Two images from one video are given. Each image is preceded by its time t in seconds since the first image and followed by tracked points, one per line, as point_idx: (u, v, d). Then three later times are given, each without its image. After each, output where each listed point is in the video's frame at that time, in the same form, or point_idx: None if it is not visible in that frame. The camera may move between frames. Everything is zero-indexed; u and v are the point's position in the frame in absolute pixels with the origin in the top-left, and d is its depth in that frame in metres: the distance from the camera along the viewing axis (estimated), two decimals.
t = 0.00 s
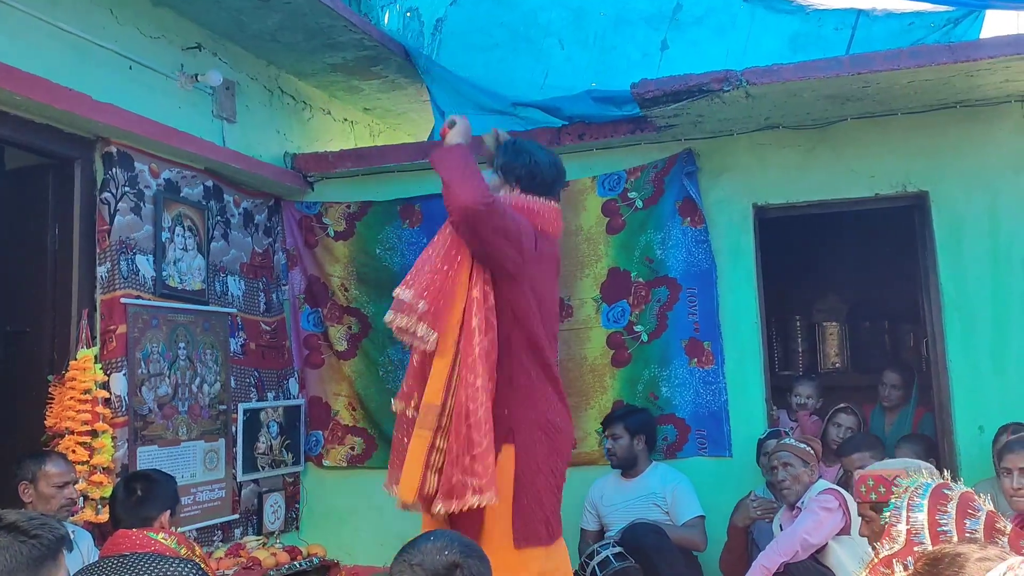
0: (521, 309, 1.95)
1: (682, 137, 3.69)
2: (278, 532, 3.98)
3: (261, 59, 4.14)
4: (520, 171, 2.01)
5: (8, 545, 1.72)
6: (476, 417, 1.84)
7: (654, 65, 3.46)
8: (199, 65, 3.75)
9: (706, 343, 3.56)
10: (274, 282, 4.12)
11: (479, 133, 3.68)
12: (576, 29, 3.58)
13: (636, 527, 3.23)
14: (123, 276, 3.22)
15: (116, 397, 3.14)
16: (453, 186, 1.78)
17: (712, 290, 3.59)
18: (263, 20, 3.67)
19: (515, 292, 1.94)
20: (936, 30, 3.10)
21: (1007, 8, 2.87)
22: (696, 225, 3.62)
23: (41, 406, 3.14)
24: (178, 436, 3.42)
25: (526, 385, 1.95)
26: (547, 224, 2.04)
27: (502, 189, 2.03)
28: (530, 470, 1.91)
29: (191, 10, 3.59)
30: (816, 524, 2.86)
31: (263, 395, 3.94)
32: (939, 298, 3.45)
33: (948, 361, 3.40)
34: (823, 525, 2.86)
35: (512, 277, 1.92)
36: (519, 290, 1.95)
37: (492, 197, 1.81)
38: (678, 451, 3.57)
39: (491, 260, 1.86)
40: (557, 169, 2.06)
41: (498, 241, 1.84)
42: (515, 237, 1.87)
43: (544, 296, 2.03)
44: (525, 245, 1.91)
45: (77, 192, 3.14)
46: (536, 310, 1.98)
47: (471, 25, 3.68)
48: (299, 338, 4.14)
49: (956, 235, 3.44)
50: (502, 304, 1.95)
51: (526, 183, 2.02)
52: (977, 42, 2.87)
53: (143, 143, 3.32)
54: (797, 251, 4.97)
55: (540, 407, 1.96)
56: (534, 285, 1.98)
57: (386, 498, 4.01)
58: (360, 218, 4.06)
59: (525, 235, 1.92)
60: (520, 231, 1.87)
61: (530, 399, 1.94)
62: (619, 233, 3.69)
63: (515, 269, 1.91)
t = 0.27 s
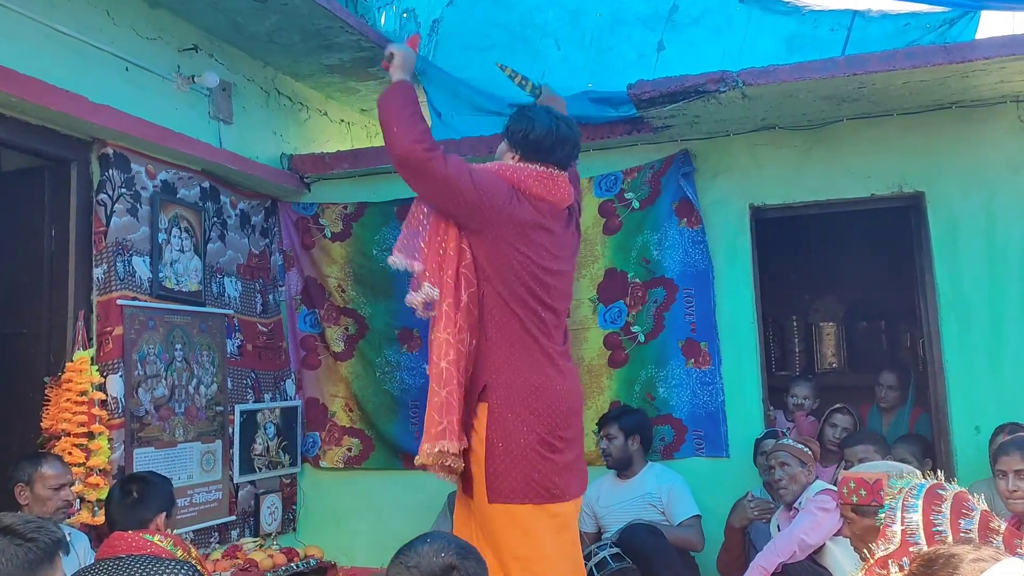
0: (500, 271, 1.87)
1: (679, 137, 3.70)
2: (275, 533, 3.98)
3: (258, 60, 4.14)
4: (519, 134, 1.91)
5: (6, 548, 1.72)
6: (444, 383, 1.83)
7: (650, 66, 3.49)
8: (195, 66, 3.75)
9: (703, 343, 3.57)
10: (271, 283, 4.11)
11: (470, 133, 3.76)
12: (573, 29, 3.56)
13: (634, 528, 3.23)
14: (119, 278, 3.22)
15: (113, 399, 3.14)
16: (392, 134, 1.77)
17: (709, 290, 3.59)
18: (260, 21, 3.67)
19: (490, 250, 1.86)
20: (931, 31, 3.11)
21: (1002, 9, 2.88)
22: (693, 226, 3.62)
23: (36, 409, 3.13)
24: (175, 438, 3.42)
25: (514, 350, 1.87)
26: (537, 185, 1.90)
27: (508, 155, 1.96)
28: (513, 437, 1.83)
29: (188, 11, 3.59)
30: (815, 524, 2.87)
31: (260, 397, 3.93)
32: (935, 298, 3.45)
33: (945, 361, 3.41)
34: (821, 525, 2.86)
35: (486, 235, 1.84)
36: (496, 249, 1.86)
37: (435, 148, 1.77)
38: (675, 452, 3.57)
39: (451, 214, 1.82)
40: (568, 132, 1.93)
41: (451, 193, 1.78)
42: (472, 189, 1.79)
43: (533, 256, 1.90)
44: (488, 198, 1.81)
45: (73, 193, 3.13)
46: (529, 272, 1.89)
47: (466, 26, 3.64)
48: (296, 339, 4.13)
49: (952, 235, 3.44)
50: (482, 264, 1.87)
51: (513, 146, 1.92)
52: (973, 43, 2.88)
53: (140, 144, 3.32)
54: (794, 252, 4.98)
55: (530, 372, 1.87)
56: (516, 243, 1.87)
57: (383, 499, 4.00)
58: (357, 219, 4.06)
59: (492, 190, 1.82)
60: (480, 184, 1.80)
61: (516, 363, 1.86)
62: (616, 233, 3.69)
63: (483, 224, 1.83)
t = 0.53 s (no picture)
0: (497, 317, 1.86)
1: (676, 139, 3.70)
2: (273, 536, 3.97)
3: (255, 62, 4.13)
4: (507, 185, 1.95)
5: (3, 552, 1.71)
6: (442, 420, 1.84)
7: (648, 68, 3.47)
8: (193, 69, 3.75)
9: (701, 345, 3.57)
10: (268, 286, 4.11)
11: (467, 134, 3.75)
12: (570, 31, 3.56)
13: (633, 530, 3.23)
14: (117, 280, 3.21)
15: (110, 402, 3.13)
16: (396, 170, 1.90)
17: (707, 292, 3.59)
18: (257, 23, 3.67)
19: (487, 292, 1.85)
20: (928, 33, 3.12)
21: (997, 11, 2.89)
22: (691, 228, 3.63)
23: (33, 412, 3.12)
24: (172, 440, 3.41)
25: (514, 396, 1.84)
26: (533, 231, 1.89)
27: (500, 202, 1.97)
28: (511, 480, 1.81)
29: (185, 14, 3.59)
30: (813, 526, 2.86)
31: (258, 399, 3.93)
32: (933, 299, 3.45)
33: (942, 362, 3.41)
34: (820, 527, 2.86)
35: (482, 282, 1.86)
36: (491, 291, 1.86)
37: (425, 192, 1.88)
38: (674, 454, 3.57)
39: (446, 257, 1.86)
40: (554, 177, 1.93)
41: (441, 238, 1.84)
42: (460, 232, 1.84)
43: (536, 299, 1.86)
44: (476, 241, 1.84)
45: (70, 195, 3.13)
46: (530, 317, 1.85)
47: (464, 27, 3.65)
48: (294, 342, 4.12)
49: (949, 237, 3.45)
50: (480, 307, 1.88)
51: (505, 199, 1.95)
52: (969, 44, 2.89)
53: (137, 146, 3.31)
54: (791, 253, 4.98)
55: (530, 414, 1.83)
56: (513, 286, 1.85)
57: (381, 502, 4.00)
58: (355, 221, 4.05)
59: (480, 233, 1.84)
60: (468, 227, 1.84)
61: (514, 405, 1.84)
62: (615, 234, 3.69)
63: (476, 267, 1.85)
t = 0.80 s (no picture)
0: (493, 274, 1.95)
1: (674, 141, 3.71)
2: (271, 539, 3.97)
3: (254, 65, 4.14)
4: (490, 140, 2.04)
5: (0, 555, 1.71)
6: (445, 378, 1.98)
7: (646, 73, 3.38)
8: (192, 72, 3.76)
9: (699, 347, 3.57)
10: (266, 288, 4.11)
11: (467, 136, 3.88)
12: (568, 34, 3.25)
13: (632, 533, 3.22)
14: (115, 283, 3.21)
15: (108, 405, 3.13)
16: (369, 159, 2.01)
17: (705, 294, 3.60)
18: (256, 26, 3.68)
19: (482, 249, 1.96)
20: (925, 36, 3.15)
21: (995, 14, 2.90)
22: (688, 230, 3.64)
23: (31, 415, 3.12)
24: (170, 443, 3.41)
25: (516, 349, 1.93)
26: (522, 188, 1.98)
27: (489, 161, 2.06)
28: (516, 429, 1.90)
29: (183, 17, 3.60)
30: (811, 528, 2.87)
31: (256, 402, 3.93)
32: (931, 302, 3.46)
33: (941, 365, 3.41)
34: (818, 529, 2.87)
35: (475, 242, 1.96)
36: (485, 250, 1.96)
37: (400, 175, 1.96)
38: (672, 456, 3.57)
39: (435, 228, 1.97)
40: (533, 128, 2.00)
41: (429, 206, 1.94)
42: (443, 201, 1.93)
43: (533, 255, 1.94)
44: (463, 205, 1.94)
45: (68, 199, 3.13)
46: (527, 273, 1.93)
47: (460, 32, 3.54)
48: (292, 345, 4.12)
49: (947, 240, 3.45)
50: (479, 269, 1.97)
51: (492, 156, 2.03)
52: (967, 47, 2.90)
53: (136, 149, 3.32)
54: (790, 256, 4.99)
55: (526, 363, 1.92)
56: (505, 243, 1.95)
57: (380, 505, 3.99)
58: (353, 223, 4.05)
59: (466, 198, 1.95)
60: (447, 194, 1.93)
61: (511, 357, 1.93)
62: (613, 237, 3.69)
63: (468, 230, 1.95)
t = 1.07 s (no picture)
0: (490, 306, 1.88)
1: (674, 144, 3.71)
2: (271, 541, 3.97)
3: (253, 67, 4.13)
4: (508, 155, 1.95)
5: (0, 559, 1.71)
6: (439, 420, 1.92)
7: (645, 74, 3.45)
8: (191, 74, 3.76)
9: (698, 349, 3.57)
10: (266, 290, 4.10)
11: (468, 138, 3.75)
12: (567, 36, 3.49)
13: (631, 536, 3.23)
14: (114, 285, 3.21)
15: (107, 407, 3.13)
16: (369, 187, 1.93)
17: (705, 296, 3.60)
18: (255, 28, 3.67)
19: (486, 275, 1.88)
20: (925, 39, 3.11)
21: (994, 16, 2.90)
22: (688, 232, 3.64)
23: (30, 417, 3.12)
24: (169, 446, 3.41)
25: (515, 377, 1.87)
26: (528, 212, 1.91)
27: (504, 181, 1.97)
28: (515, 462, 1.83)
29: (183, 19, 3.60)
30: (811, 531, 2.86)
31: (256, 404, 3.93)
32: (931, 304, 3.46)
33: (940, 367, 3.41)
34: (818, 531, 2.86)
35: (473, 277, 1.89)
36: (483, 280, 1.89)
37: (398, 222, 1.84)
38: (672, 458, 3.57)
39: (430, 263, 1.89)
40: (555, 142, 1.95)
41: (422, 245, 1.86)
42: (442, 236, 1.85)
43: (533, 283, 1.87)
44: (463, 239, 1.86)
45: (68, 201, 3.13)
46: (526, 307, 1.86)
47: (462, 32, 3.64)
48: (292, 346, 4.12)
49: (947, 242, 3.45)
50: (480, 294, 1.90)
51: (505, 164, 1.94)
52: (966, 50, 2.89)
53: (135, 151, 3.31)
54: (790, 257, 4.99)
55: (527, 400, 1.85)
56: (503, 275, 1.87)
57: (380, 507, 3.99)
58: (353, 225, 4.05)
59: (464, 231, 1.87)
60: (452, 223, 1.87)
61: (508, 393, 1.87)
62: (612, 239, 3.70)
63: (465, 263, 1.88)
